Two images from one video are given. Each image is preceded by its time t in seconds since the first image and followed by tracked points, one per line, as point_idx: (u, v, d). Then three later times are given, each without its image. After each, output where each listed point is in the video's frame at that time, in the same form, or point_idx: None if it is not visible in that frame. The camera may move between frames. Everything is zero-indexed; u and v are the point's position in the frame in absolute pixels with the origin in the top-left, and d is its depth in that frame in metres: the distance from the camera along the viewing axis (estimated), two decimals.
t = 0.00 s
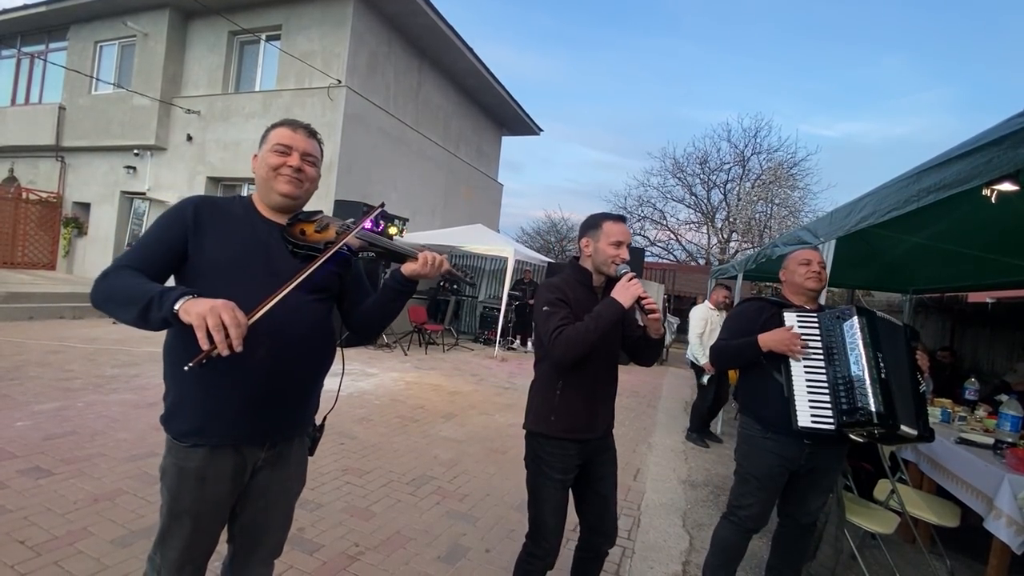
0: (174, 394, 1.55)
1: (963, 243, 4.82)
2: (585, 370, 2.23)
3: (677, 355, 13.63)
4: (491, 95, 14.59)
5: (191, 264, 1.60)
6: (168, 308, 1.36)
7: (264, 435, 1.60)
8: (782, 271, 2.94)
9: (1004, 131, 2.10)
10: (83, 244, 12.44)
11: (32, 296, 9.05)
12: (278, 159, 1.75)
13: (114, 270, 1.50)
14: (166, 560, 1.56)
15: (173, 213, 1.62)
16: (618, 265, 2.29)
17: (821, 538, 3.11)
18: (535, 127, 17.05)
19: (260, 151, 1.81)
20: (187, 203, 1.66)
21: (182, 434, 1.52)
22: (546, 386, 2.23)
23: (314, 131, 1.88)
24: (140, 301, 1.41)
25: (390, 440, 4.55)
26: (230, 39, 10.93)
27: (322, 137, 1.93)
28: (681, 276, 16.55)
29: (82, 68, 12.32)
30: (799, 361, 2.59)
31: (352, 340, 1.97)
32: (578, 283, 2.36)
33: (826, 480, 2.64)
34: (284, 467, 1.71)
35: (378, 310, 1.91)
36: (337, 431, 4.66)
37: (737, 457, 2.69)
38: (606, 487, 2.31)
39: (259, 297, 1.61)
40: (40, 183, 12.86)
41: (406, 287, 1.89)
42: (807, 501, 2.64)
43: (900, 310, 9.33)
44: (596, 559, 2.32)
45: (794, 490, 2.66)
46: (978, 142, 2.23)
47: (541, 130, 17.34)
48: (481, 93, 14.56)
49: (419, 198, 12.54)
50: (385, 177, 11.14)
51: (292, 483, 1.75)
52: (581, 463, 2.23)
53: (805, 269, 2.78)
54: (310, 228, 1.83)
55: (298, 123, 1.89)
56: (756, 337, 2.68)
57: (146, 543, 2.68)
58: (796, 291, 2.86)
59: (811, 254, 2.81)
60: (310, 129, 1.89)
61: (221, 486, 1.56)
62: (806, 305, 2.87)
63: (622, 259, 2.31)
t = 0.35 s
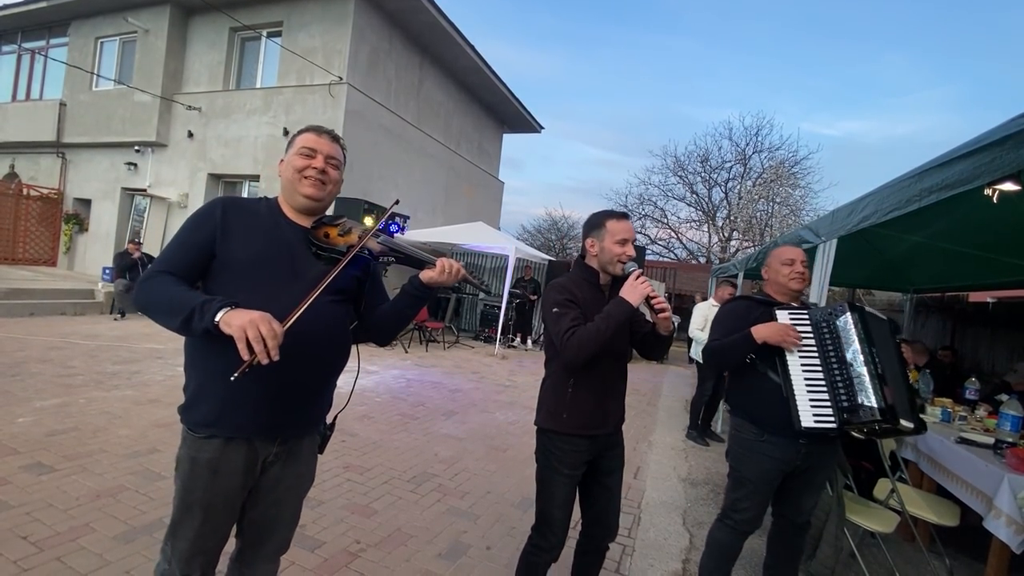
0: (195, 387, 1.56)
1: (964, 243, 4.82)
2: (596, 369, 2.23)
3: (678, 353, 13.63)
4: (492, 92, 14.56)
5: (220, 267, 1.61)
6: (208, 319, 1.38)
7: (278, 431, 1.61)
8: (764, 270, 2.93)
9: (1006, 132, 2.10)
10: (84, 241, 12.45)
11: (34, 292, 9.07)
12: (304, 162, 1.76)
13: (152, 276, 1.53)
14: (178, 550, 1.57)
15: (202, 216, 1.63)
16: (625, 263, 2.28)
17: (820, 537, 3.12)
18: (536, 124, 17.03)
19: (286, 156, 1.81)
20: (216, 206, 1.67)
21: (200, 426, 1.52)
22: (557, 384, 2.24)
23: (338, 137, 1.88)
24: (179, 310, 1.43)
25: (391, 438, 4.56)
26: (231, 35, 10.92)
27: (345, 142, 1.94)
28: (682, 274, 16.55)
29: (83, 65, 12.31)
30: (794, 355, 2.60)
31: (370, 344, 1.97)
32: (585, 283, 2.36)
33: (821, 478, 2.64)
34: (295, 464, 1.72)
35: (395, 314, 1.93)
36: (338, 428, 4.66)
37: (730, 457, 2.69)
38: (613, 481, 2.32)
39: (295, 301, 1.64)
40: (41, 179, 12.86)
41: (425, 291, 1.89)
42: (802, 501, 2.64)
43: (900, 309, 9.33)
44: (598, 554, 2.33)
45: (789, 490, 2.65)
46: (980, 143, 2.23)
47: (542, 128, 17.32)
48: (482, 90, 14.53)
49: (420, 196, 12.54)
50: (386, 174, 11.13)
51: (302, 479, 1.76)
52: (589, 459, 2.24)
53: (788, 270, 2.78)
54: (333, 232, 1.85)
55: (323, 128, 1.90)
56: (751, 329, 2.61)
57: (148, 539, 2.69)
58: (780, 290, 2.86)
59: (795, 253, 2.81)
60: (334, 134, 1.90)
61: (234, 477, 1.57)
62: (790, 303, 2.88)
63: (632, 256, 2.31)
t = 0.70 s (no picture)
0: (209, 385, 1.56)
1: (962, 243, 4.83)
2: (595, 369, 2.25)
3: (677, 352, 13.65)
4: (492, 90, 14.56)
5: (234, 265, 1.62)
6: (233, 316, 1.40)
7: (292, 426, 1.64)
8: (732, 268, 2.91)
9: (1002, 134, 2.11)
10: (84, 239, 12.46)
11: (35, 290, 9.09)
12: (313, 167, 1.76)
13: (169, 275, 1.53)
14: (195, 548, 1.58)
15: (216, 214, 1.64)
16: (617, 268, 2.30)
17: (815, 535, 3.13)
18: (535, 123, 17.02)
19: (295, 160, 1.80)
20: (229, 204, 1.68)
21: (215, 423, 1.53)
22: (552, 388, 2.25)
23: (345, 143, 1.89)
24: (201, 308, 1.44)
25: (390, 436, 4.58)
26: (231, 34, 10.91)
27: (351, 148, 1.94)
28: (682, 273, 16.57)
29: (82, 63, 12.31)
30: (776, 358, 2.60)
31: (374, 342, 2.01)
32: (580, 287, 2.38)
33: (801, 477, 2.65)
34: (304, 460, 1.75)
35: (398, 312, 1.96)
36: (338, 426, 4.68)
37: (712, 458, 2.67)
38: (611, 478, 2.33)
39: (315, 303, 1.67)
40: (40, 177, 12.86)
41: (431, 292, 1.93)
42: (786, 500, 2.64)
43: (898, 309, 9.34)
44: (599, 550, 2.35)
45: (771, 490, 2.65)
46: (975, 144, 2.25)
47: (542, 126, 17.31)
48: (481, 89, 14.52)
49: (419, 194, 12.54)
50: (386, 173, 11.14)
51: (307, 475, 1.78)
52: (586, 457, 2.25)
53: (759, 270, 2.77)
54: (344, 234, 1.84)
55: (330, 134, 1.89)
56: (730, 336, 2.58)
57: (149, 536, 2.71)
58: (750, 290, 2.86)
59: (763, 253, 2.80)
60: (342, 140, 1.89)
61: (250, 473, 1.58)
62: (758, 301, 2.90)
63: (621, 261, 2.33)
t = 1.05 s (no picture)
0: (222, 387, 1.55)
1: (957, 242, 4.85)
2: (592, 364, 2.26)
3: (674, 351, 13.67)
4: (490, 89, 14.54)
5: (243, 265, 1.61)
6: (259, 316, 1.42)
7: (305, 424, 1.66)
8: (707, 264, 2.90)
9: (997, 134, 2.14)
10: (80, 237, 12.41)
11: (31, 289, 9.05)
12: (313, 166, 1.75)
13: (179, 276, 1.51)
14: (214, 550, 1.58)
15: (221, 213, 1.62)
16: (617, 258, 2.31)
17: (812, 532, 3.14)
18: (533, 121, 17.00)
19: (293, 160, 1.80)
20: (232, 203, 1.67)
21: (230, 424, 1.53)
22: (551, 379, 2.26)
23: (342, 141, 1.88)
24: (222, 309, 1.44)
25: (388, 435, 4.59)
26: (227, 31, 10.86)
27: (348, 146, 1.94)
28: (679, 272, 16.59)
29: (78, 60, 12.24)
30: (765, 368, 2.58)
31: (373, 338, 2.02)
32: (580, 279, 2.38)
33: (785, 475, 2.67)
34: (313, 457, 1.77)
35: (400, 306, 1.97)
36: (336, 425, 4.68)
37: (698, 459, 2.66)
38: (606, 477, 2.34)
39: (327, 301, 1.70)
40: (36, 175, 12.80)
41: (432, 289, 1.92)
42: (775, 496, 2.65)
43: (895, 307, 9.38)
44: (593, 547, 2.36)
45: (758, 489, 2.65)
46: (972, 144, 2.25)
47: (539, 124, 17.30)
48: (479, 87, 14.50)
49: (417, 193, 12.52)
50: (383, 171, 11.13)
51: (312, 473, 1.80)
52: (581, 455, 2.26)
53: (735, 266, 2.77)
54: (347, 232, 1.87)
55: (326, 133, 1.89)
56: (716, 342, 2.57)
57: (148, 535, 2.71)
58: (727, 287, 2.85)
59: (737, 248, 2.80)
60: (338, 139, 1.89)
61: (268, 471, 1.60)
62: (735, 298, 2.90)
63: (625, 251, 2.33)
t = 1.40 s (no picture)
0: (226, 397, 1.54)
1: (953, 239, 4.87)
2: (589, 364, 2.26)
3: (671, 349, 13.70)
4: (486, 87, 14.52)
5: (240, 270, 1.60)
6: (267, 328, 1.42)
7: (313, 427, 1.67)
8: (695, 263, 2.88)
9: (994, 131, 2.14)
10: (74, 237, 12.33)
11: (25, 289, 8.99)
12: (309, 165, 1.73)
13: (178, 287, 1.49)
14: (230, 557, 1.58)
15: (214, 218, 1.59)
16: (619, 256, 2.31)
17: (809, 528, 3.14)
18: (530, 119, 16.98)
19: (285, 157, 1.77)
20: (221, 206, 1.64)
21: (238, 433, 1.52)
22: (548, 378, 2.25)
23: (333, 136, 1.87)
24: (226, 321, 1.43)
25: (386, 434, 4.58)
26: (222, 29, 10.80)
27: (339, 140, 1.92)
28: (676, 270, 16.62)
29: (70, 59, 12.16)
30: (758, 369, 2.56)
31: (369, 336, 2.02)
32: (578, 277, 2.37)
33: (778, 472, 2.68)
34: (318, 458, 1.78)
35: (396, 303, 2.01)
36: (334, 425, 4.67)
37: (692, 457, 2.66)
38: (604, 476, 2.35)
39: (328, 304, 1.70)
40: (29, 174, 12.71)
41: (427, 290, 1.91)
42: (768, 492, 2.66)
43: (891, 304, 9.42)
44: (587, 545, 2.35)
45: (750, 484, 2.67)
46: (969, 141, 2.26)
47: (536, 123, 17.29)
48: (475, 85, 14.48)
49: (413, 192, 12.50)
50: (380, 170, 11.09)
51: (318, 474, 1.81)
52: (580, 455, 2.26)
53: (723, 263, 2.76)
54: (341, 232, 1.88)
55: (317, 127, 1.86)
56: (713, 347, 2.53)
57: (144, 536, 2.69)
58: (717, 285, 2.83)
59: (725, 245, 2.80)
60: (329, 133, 1.88)
61: (279, 475, 1.61)
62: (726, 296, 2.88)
63: (622, 249, 2.34)
